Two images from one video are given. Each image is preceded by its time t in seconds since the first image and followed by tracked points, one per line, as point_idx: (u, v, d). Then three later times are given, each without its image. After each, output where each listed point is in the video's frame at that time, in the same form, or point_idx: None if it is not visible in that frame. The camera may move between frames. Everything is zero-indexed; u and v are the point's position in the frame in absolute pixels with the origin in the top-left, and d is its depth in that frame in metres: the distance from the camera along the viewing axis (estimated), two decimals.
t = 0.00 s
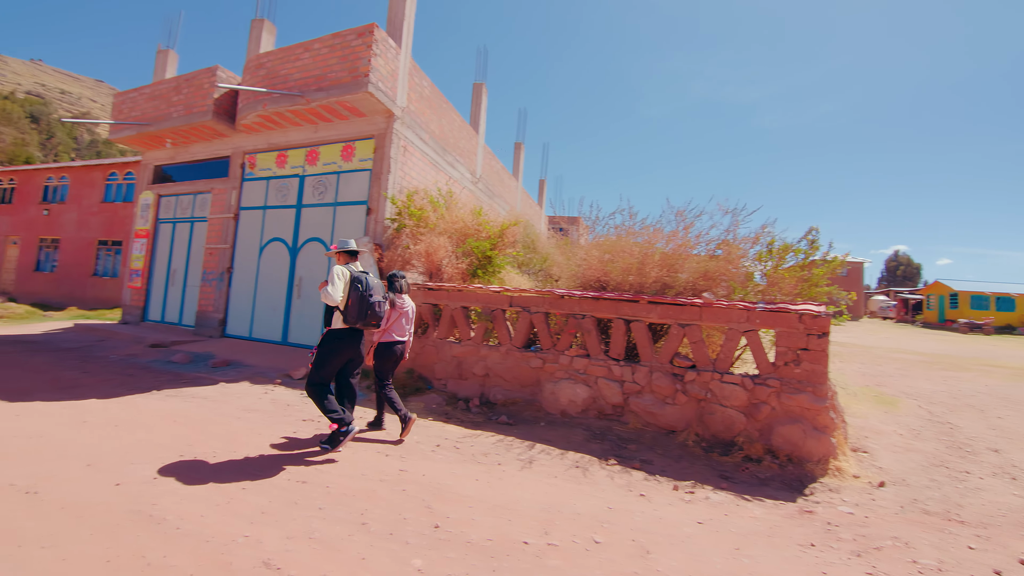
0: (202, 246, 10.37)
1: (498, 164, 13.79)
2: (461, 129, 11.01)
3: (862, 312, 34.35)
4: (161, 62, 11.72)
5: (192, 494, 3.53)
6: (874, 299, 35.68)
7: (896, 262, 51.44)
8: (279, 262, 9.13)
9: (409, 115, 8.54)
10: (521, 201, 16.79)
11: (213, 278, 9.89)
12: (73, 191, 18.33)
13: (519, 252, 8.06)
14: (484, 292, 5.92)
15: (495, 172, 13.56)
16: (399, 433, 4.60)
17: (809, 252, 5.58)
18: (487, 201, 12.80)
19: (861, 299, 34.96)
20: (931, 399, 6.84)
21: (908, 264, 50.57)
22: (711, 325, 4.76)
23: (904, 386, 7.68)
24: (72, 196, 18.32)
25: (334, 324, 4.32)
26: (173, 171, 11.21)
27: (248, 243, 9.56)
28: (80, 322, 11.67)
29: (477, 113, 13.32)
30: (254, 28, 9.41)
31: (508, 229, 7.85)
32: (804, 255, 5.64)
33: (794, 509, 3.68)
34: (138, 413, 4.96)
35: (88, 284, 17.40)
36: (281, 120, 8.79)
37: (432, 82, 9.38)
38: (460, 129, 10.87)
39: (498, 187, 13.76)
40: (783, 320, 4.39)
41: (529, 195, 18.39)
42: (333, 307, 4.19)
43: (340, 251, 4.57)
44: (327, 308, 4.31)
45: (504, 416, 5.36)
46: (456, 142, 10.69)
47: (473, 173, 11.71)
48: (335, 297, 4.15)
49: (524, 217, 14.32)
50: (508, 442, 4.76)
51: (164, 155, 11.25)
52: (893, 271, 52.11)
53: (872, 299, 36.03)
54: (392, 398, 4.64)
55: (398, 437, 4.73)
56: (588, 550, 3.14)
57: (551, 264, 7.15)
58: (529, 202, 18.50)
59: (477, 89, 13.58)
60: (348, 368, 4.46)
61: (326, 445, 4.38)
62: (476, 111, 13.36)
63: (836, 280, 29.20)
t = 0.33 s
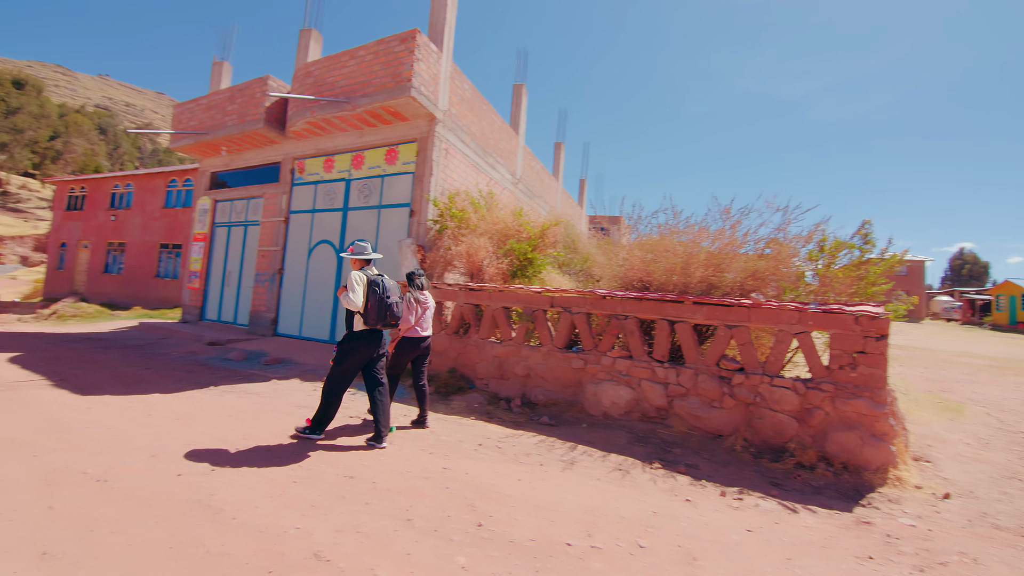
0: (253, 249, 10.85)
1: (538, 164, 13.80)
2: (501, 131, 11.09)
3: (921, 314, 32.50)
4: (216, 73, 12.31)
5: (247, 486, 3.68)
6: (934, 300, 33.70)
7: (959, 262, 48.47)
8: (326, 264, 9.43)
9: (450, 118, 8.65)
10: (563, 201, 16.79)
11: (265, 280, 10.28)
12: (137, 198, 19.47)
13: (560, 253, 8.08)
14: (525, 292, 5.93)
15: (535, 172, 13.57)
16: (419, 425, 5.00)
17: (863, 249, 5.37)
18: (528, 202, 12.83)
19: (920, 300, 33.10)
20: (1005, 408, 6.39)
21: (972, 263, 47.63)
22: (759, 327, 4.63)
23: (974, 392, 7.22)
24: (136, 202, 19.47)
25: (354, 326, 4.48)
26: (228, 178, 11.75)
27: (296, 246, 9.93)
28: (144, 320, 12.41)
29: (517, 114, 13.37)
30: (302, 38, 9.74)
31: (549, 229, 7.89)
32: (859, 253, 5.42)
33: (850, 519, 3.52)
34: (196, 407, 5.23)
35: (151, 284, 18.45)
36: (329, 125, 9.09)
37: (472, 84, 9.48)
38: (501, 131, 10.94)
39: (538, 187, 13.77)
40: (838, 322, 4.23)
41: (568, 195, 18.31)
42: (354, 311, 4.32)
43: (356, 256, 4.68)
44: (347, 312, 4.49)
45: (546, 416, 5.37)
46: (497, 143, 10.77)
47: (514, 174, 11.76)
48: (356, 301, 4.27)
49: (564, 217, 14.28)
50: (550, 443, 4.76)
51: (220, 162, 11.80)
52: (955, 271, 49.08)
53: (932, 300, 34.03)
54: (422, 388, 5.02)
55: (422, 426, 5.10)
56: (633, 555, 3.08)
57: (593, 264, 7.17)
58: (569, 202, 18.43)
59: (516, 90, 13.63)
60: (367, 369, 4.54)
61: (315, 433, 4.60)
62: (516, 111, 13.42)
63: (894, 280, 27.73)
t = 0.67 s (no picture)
0: (299, 251, 11.24)
1: (575, 163, 13.74)
2: (538, 131, 11.09)
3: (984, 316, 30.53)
4: (262, 82, 12.79)
5: (294, 481, 3.80)
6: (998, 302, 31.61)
7: None
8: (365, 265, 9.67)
9: (487, 119, 8.71)
10: (600, 201, 16.64)
11: (309, 279, 10.57)
12: (190, 203, 20.41)
13: (598, 253, 8.07)
14: (563, 292, 5.92)
15: (572, 172, 13.50)
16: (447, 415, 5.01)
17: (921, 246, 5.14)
18: (565, 202, 12.80)
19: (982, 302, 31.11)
20: None
21: None
22: (807, 328, 4.49)
23: None
24: (189, 207, 20.43)
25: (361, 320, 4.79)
26: (274, 182, 12.18)
27: (338, 248, 10.22)
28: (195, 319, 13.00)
29: (553, 113, 13.35)
30: (343, 44, 10.01)
31: (586, 229, 7.91)
32: (916, 251, 5.21)
33: (906, 530, 3.35)
34: (246, 403, 5.45)
35: (202, 285, 19.30)
36: (369, 129, 9.30)
37: (508, 85, 9.55)
38: (537, 131, 10.94)
39: (575, 187, 13.72)
40: (891, 323, 4.05)
41: (606, 194, 18.13)
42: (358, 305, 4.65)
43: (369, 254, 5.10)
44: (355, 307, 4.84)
45: (584, 417, 5.36)
46: (534, 143, 10.79)
47: (550, 174, 11.74)
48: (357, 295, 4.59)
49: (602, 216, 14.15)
50: (588, 444, 4.73)
51: (266, 167, 12.25)
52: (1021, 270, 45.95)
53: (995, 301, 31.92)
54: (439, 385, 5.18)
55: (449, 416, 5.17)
56: (673, 558, 3.02)
57: (631, 264, 7.17)
58: (607, 201, 18.24)
59: (553, 89, 13.60)
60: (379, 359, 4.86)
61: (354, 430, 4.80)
62: (553, 111, 13.39)
63: (957, 280, 26.13)
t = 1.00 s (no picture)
0: (340, 253, 11.57)
1: (611, 162, 13.59)
2: (574, 130, 11.02)
3: None
4: (305, 89, 13.22)
5: (337, 476, 3.91)
6: None
7: None
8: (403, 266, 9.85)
9: (523, 120, 8.73)
10: (638, 200, 16.40)
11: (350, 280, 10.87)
12: (238, 207, 21.29)
13: (636, 253, 8.05)
14: (601, 293, 5.87)
15: (609, 170, 13.37)
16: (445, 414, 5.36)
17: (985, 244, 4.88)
18: (602, 201, 12.69)
19: None
20: None
21: None
22: (857, 330, 4.31)
23: None
24: (237, 211, 21.29)
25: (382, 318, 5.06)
26: (317, 186, 12.57)
27: (377, 249, 10.45)
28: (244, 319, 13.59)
29: (590, 113, 13.26)
30: (382, 50, 10.23)
31: (624, 228, 7.87)
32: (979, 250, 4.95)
33: (967, 544, 3.15)
34: (292, 401, 5.65)
35: (250, 286, 20.09)
36: (407, 133, 9.49)
37: (545, 85, 9.55)
38: (573, 130, 10.88)
39: (612, 186, 13.56)
40: (949, 325, 3.84)
41: (644, 193, 17.81)
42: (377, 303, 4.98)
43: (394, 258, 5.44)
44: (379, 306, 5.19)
45: (623, 420, 5.31)
46: (570, 143, 10.74)
47: (587, 173, 11.66)
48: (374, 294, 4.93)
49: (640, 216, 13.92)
50: (627, 447, 4.68)
51: (309, 172, 12.66)
52: None
53: None
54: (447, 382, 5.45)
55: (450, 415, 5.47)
56: (715, 564, 2.95)
57: (671, 263, 7.12)
58: (645, 200, 17.94)
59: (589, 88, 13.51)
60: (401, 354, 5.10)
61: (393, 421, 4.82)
62: (589, 110, 13.29)
63: None
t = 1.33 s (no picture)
0: (373, 254, 11.81)
1: (643, 160, 13.40)
2: (605, 129, 10.92)
3: None
4: (339, 94, 13.54)
5: (371, 473, 3.99)
6: None
7: None
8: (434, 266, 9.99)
9: (553, 120, 8.70)
10: (670, 199, 16.13)
11: (382, 281, 11.08)
12: (275, 210, 21.96)
13: (669, 252, 7.95)
14: (633, 293, 5.81)
15: (640, 169, 13.19)
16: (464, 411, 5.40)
17: None
18: (633, 201, 12.54)
19: None
20: None
21: None
22: (903, 331, 4.14)
23: None
24: (274, 214, 21.97)
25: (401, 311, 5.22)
26: (351, 189, 12.86)
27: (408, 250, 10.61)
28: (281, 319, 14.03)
29: (621, 111, 13.12)
30: (414, 54, 10.37)
31: (656, 227, 7.78)
32: None
33: None
34: (329, 399, 5.79)
35: (286, 287, 20.69)
36: (438, 135, 9.60)
37: (575, 85, 9.51)
38: (604, 129, 10.78)
39: (643, 185, 13.38)
40: (1003, 327, 3.65)
41: (677, 192, 17.49)
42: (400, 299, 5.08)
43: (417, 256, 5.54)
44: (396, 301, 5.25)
45: (655, 422, 5.25)
46: (601, 142, 10.65)
47: (618, 172, 11.53)
48: (399, 289, 5.02)
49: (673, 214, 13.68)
50: (660, 450, 4.62)
51: (344, 174, 12.96)
52: None
53: None
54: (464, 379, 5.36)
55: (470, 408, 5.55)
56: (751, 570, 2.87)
57: (705, 263, 7.02)
58: (677, 200, 17.61)
59: (620, 87, 13.37)
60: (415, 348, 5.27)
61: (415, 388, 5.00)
62: (620, 108, 13.15)
63: None
